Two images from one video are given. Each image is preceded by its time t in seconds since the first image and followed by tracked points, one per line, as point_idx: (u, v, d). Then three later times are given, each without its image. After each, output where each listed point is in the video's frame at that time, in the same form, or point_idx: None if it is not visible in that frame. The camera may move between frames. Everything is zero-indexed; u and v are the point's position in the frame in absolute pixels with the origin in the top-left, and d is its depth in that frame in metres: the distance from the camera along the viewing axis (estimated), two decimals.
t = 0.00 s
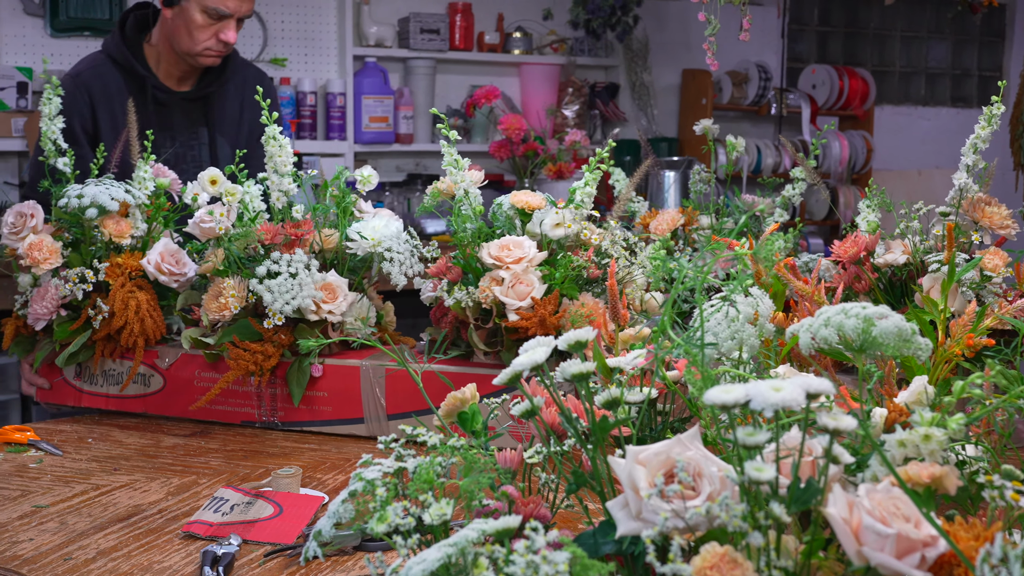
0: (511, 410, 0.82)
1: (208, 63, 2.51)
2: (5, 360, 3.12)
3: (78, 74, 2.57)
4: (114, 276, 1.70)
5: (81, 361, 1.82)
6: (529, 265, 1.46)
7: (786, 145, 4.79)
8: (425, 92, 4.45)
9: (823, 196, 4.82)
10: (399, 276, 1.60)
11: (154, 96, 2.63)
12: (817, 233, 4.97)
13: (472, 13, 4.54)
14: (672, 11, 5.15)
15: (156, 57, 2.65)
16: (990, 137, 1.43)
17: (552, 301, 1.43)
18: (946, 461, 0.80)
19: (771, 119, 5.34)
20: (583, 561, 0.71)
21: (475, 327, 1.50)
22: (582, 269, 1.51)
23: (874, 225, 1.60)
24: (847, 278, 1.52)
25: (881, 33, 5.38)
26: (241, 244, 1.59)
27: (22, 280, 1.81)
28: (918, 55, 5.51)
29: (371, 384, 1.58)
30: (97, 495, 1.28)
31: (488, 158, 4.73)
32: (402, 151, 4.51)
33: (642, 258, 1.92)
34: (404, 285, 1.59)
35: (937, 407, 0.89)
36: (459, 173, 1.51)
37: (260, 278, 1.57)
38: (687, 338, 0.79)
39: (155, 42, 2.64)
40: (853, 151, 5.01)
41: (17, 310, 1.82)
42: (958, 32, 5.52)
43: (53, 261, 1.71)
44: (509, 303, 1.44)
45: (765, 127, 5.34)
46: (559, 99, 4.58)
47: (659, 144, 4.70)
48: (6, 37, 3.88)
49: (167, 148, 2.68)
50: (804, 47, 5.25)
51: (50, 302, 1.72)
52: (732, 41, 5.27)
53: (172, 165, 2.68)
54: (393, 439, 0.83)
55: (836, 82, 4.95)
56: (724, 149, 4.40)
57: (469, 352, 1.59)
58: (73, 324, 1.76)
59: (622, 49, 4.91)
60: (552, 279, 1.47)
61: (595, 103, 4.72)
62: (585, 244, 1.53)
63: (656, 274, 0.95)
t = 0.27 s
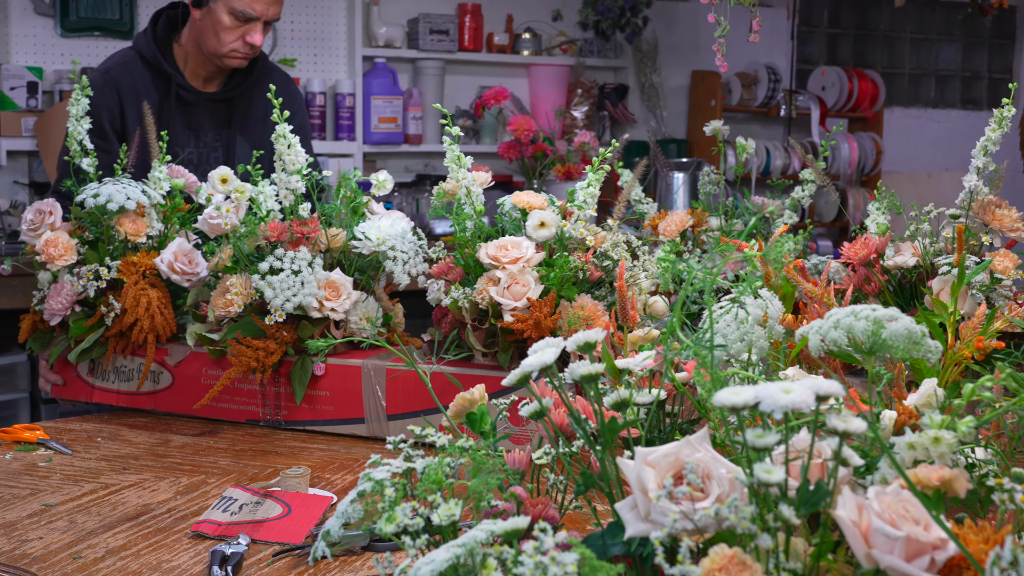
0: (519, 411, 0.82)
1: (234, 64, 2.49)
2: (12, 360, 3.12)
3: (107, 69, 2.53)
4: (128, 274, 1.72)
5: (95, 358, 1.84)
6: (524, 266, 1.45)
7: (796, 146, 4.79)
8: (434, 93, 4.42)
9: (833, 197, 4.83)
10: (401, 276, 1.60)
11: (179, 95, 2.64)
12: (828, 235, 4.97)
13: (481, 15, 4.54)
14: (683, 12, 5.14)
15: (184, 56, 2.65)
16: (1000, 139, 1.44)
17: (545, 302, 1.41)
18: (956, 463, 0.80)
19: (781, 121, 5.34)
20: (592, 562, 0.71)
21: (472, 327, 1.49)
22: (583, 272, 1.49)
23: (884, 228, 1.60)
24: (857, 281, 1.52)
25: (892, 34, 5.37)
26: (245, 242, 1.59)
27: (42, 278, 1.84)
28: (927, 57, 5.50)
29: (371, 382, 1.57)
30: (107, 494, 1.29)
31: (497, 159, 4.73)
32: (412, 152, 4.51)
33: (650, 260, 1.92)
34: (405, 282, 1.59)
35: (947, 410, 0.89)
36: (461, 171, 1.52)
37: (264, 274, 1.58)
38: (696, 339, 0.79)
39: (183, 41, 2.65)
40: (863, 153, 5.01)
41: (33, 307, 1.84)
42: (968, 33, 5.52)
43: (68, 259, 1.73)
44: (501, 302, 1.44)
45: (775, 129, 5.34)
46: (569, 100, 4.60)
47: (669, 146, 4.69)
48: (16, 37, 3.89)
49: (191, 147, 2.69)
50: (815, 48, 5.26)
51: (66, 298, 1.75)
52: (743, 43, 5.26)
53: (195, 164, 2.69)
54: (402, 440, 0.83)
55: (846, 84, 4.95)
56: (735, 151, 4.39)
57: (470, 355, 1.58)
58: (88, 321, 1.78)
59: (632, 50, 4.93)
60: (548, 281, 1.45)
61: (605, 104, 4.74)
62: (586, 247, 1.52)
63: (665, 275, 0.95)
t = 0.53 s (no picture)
0: (533, 411, 0.82)
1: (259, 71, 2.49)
2: (23, 355, 3.13)
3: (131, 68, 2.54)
4: (143, 271, 1.73)
5: (109, 354, 1.84)
6: (539, 265, 1.45)
7: (810, 149, 4.77)
8: (448, 93, 4.46)
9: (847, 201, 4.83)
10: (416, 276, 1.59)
11: (202, 98, 2.65)
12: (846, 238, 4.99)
13: (496, 15, 4.55)
14: (698, 13, 5.12)
15: (209, 60, 2.65)
16: (1018, 143, 1.43)
17: (558, 302, 1.41)
18: (970, 468, 0.80)
19: (795, 123, 5.34)
20: (605, 562, 0.71)
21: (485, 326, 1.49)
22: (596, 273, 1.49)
23: (899, 231, 1.60)
24: (871, 284, 1.52)
25: (907, 37, 5.36)
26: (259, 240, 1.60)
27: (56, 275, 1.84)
28: (944, 60, 5.50)
29: (385, 381, 1.57)
30: (119, 490, 1.29)
31: (511, 160, 4.73)
32: (425, 151, 4.51)
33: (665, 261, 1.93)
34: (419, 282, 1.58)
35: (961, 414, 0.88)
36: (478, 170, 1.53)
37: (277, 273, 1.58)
38: (711, 341, 0.79)
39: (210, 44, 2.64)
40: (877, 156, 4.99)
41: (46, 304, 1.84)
42: (985, 37, 5.51)
43: (84, 256, 1.74)
44: (513, 300, 1.43)
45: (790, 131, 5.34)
46: (583, 101, 4.58)
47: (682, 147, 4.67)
48: (33, 34, 3.90)
49: (211, 149, 2.72)
50: (830, 51, 5.27)
51: (80, 295, 1.75)
52: (758, 45, 5.25)
53: (214, 167, 2.72)
54: (416, 439, 0.83)
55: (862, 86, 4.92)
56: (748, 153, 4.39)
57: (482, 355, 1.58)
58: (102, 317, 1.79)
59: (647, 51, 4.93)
60: (562, 281, 1.45)
61: (619, 105, 4.73)
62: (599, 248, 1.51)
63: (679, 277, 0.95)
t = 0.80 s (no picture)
0: (537, 411, 0.82)
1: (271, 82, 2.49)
2: (28, 354, 3.14)
3: (145, 70, 2.56)
4: (147, 270, 1.73)
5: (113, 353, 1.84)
6: (542, 266, 1.44)
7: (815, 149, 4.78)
8: (453, 92, 4.47)
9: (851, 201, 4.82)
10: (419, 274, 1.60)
11: (213, 106, 2.65)
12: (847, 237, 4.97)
13: (500, 14, 4.54)
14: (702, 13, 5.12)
15: (223, 67, 2.64)
16: None
17: (562, 302, 1.42)
18: (975, 468, 0.80)
19: (800, 123, 5.34)
20: (609, 562, 0.71)
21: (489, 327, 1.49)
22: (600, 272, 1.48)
23: (903, 231, 1.60)
24: (875, 284, 1.52)
25: (911, 37, 5.36)
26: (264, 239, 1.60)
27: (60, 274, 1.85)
28: (949, 60, 5.49)
29: (388, 380, 1.57)
30: (124, 489, 1.29)
31: (514, 159, 4.73)
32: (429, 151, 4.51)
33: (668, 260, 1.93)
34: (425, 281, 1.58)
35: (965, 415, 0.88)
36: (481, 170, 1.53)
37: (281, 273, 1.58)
38: (715, 340, 0.79)
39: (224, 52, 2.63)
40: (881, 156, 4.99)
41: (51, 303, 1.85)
42: (990, 37, 5.51)
43: (88, 255, 1.74)
44: (518, 302, 1.43)
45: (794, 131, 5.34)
46: (587, 101, 4.56)
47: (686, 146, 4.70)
48: (37, 33, 3.90)
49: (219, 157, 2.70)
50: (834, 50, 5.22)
51: (84, 295, 1.76)
52: (762, 44, 5.25)
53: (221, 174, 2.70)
54: (419, 438, 0.83)
55: (867, 86, 4.94)
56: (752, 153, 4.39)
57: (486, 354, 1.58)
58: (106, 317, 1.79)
59: (651, 51, 4.94)
60: (566, 281, 1.45)
61: (623, 105, 4.73)
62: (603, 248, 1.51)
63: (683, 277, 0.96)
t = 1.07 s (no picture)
0: (540, 409, 0.82)
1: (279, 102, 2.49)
2: (32, 351, 3.15)
3: (157, 74, 2.59)
4: (149, 268, 1.73)
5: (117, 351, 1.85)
6: (545, 264, 1.44)
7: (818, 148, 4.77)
8: (456, 91, 4.46)
9: (855, 199, 4.82)
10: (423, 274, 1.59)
11: (219, 120, 2.65)
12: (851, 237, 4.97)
13: (504, 12, 4.54)
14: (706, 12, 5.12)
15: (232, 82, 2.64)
16: None
17: (565, 301, 1.41)
18: (978, 468, 0.80)
19: (804, 122, 5.34)
20: (611, 561, 0.70)
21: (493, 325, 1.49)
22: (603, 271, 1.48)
23: (907, 231, 1.60)
24: (880, 283, 1.52)
25: (917, 36, 5.35)
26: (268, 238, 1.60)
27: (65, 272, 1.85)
28: (954, 59, 5.49)
29: (391, 379, 1.57)
30: (127, 486, 1.29)
31: (518, 158, 4.74)
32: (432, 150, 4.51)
33: (671, 260, 1.93)
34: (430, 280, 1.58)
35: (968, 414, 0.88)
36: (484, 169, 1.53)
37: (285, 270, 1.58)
38: (718, 339, 0.79)
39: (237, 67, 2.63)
40: (886, 155, 4.98)
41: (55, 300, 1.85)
42: (995, 36, 5.50)
43: (91, 253, 1.74)
44: (523, 300, 1.43)
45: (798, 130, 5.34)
46: (591, 99, 4.57)
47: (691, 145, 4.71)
48: (42, 31, 3.90)
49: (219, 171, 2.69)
50: (838, 49, 5.21)
51: (89, 293, 1.76)
52: (767, 43, 5.25)
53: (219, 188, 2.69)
54: (422, 436, 0.83)
55: (870, 86, 4.93)
56: (757, 152, 4.39)
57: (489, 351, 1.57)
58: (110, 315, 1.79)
59: (655, 50, 4.94)
60: (569, 280, 1.45)
61: (627, 103, 4.72)
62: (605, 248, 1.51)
63: (686, 275, 0.96)
